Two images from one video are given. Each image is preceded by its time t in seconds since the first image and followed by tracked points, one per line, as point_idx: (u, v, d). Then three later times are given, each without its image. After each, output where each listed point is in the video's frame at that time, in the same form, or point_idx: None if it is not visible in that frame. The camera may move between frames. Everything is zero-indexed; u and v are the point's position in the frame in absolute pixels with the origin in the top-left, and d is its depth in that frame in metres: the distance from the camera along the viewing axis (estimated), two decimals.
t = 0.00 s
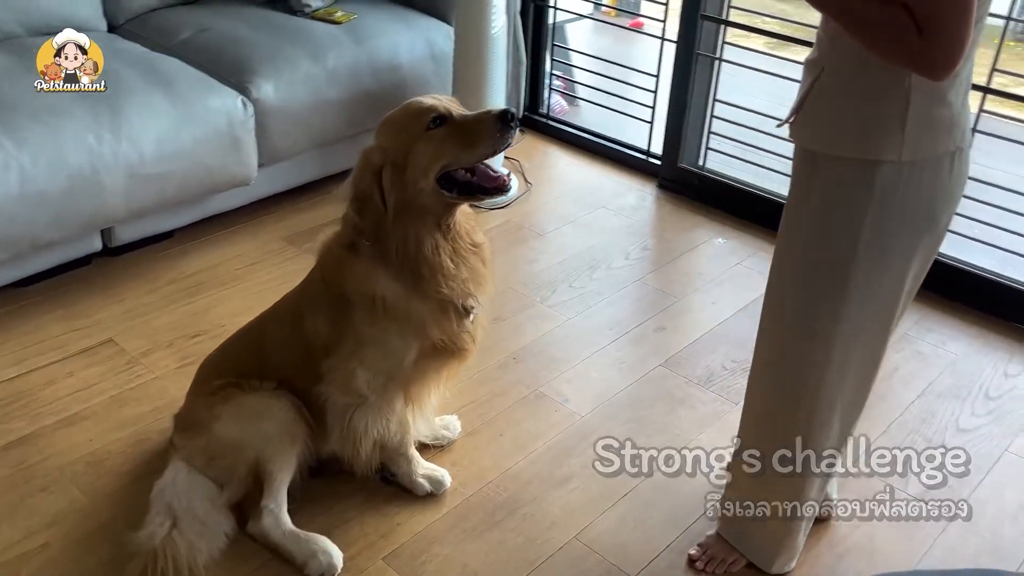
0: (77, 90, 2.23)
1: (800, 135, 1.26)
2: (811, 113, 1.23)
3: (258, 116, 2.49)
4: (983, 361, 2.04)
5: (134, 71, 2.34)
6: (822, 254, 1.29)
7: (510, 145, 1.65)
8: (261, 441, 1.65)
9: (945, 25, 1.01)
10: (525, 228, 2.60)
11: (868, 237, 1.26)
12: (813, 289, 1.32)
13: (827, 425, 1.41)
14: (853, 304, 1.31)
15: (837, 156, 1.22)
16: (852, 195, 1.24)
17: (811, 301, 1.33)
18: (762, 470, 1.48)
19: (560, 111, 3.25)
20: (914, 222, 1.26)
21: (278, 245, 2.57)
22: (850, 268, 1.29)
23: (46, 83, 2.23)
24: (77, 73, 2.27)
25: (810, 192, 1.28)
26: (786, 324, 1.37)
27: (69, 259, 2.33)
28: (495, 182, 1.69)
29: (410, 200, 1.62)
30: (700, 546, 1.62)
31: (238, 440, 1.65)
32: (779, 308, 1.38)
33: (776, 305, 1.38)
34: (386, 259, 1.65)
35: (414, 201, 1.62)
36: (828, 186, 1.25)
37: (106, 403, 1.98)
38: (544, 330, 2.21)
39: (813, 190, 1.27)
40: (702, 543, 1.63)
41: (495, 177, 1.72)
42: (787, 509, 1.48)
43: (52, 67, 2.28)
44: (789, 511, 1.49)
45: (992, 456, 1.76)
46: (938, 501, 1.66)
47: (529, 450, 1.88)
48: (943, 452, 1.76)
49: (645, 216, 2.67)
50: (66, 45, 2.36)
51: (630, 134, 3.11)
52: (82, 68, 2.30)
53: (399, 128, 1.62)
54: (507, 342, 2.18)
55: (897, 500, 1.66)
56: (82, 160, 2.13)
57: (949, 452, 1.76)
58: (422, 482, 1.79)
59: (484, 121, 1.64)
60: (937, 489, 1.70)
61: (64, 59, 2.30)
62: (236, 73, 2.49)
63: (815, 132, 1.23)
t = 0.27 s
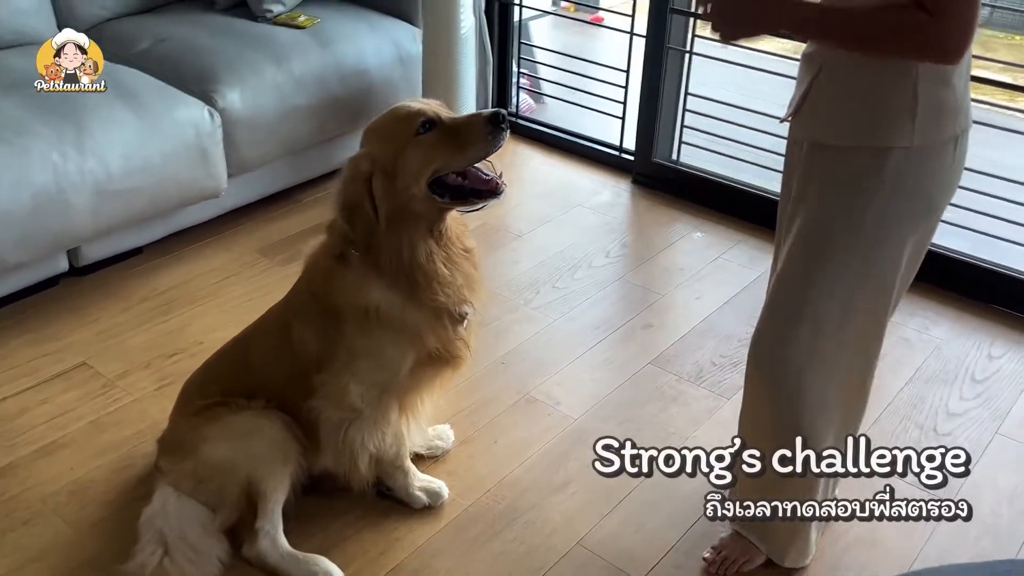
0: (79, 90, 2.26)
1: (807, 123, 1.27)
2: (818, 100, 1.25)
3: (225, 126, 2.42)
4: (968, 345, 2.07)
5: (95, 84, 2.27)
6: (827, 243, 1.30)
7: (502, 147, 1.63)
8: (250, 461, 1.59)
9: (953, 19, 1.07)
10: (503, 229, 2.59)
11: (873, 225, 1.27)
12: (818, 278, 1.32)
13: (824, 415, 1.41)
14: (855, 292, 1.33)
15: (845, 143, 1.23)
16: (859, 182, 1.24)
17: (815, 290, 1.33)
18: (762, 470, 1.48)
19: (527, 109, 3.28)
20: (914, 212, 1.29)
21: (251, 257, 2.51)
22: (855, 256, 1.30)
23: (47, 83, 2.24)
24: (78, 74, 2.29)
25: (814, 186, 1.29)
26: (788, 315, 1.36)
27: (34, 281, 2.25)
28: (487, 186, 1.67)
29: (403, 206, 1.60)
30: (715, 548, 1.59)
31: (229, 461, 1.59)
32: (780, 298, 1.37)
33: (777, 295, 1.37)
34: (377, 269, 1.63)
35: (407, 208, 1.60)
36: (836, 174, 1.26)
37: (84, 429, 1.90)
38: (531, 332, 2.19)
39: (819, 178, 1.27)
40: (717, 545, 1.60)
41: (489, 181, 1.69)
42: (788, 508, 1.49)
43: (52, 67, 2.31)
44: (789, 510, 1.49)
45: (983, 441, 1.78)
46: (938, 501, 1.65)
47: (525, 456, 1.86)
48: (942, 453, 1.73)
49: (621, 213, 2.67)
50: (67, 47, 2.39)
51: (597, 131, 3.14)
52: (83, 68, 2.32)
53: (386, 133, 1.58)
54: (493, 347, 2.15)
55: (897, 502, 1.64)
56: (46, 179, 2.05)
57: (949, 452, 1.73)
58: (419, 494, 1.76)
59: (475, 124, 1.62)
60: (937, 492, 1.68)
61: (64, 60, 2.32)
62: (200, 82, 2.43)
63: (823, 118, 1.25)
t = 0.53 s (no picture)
0: (80, 89, 2.27)
1: (772, 104, 1.25)
2: (782, 78, 1.22)
3: (189, 128, 2.38)
4: (943, 316, 2.15)
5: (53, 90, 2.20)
6: (808, 224, 1.28)
7: (492, 142, 1.66)
8: (241, 464, 1.54)
9: None
10: (476, 221, 2.61)
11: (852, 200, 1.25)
12: (803, 260, 1.30)
13: (836, 398, 1.39)
14: (845, 268, 1.30)
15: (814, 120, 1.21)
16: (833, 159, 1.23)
17: (802, 273, 1.31)
18: (762, 469, 1.49)
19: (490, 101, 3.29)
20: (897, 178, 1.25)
21: (221, 261, 2.47)
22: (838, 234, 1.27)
23: (47, 83, 2.25)
24: (79, 73, 2.32)
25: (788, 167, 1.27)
26: (779, 301, 1.35)
27: None
28: (477, 181, 1.68)
29: (393, 203, 1.60)
30: (733, 550, 1.58)
31: (220, 467, 1.54)
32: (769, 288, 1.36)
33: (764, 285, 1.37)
34: (366, 265, 1.62)
35: (398, 203, 1.60)
36: (808, 154, 1.24)
37: (64, 443, 1.85)
38: (514, 322, 2.20)
39: (792, 160, 1.26)
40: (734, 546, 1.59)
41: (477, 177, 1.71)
42: (787, 509, 1.49)
43: (53, 67, 2.33)
44: (790, 510, 1.49)
45: (965, 409, 1.84)
46: (937, 501, 1.64)
47: (517, 448, 1.86)
48: (942, 453, 1.71)
49: (593, 202, 2.70)
50: (61, 50, 2.40)
51: (560, 116, 3.17)
52: (82, 68, 2.36)
53: (375, 126, 1.58)
54: (477, 339, 2.15)
55: (898, 502, 1.63)
56: (9, 188, 1.99)
57: (948, 452, 1.71)
58: (415, 491, 1.74)
59: (465, 118, 1.63)
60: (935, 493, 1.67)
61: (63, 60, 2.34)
62: (161, 84, 2.37)
63: (789, 96, 1.22)
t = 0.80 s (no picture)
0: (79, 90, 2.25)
1: (754, 91, 1.26)
2: (766, 63, 1.24)
3: (155, 125, 2.33)
4: (915, 292, 2.22)
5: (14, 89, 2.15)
6: (792, 212, 1.29)
7: (473, 131, 1.65)
8: (224, 464, 1.51)
9: None
10: (451, 211, 2.63)
11: (836, 184, 1.26)
12: (789, 247, 1.32)
13: (827, 381, 1.40)
14: (831, 252, 1.31)
15: (797, 106, 1.22)
16: (816, 146, 1.24)
17: (788, 260, 1.32)
18: (762, 469, 1.49)
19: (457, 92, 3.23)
20: (879, 161, 1.27)
21: (192, 259, 2.43)
22: (822, 218, 1.28)
23: (46, 83, 2.22)
24: (78, 74, 2.29)
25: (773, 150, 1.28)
26: (765, 290, 1.36)
27: None
28: (458, 170, 1.67)
29: (375, 191, 1.57)
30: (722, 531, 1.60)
31: (201, 469, 1.51)
32: (754, 278, 1.37)
33: (748, 274, 1.38)
34: (346, 256, 1.60)
35: (377, 194, 1.58)
36: (791, 141, 1.25)
37: (41, 449, 1.81)
38: (495, 311, 2.21)
39: (775, 147, 1.27)
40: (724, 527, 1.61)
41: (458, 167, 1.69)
42: (787, 509, 1.52)
43: (53, 67, 2.30)
44: (790, 510, 1.52)
45: (942, 381, 1.91)
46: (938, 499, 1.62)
47: (504, 437, 1.86)
48: (942, 453, 1.68)
49: (567, 189, 2.73)
50: (64, 47, 2.37)
51: (527, 104, 3.16)
52: (82, 68, 2.32)
53: (356, 117, 1.56)
54: (458, 331, 2.15)
55: (899, 501, 1.61)
56: None
57: (948, 452, 1.68)
58: (402, 484, 1.73)
59: (446, 107, 1.62)
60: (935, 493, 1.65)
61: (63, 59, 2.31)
62: (124, 81, 2.32)
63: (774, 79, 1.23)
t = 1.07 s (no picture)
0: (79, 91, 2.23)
1: (747, 83, 1.27)
2: (761, 54, 1.24)
3: (133, 123, 2.30)
4: (902, 280, 2.24)
5: None
6: (786, 203, 1.29)
7: (456, 122, 1.62)
8: (210, 465, 1.49)
9: None
10: (434, 206, 2.62)
11: (829, 175, 1.26)
12: (784, 238, 1.32)
13: (823, 371, 1.40)
14: (826, 243, 1.31)
15: (791, 98, 1.23)
16: (810, 137, 1.24)
17: (783, 251, 1.33)
18: (762, 469, 1.50)
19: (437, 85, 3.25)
20: (873, 150, 1.27)
21: (173, 258, 2.40)
22: (817, 209, 1.29)
23: (47, 83, 2.19)
24: (78, 74, 2.25)
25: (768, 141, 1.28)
26: (760, 282, 1.37)
27: None
28: (441, 161, 1.65)
29: (357, 186, 1.56)
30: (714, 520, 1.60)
31: (185, 470, 1.48)
32: (749, 270, 1.37)
33: (743, 267, 1.38)
34: (331, 252, 1.58)
35: (361, 188, 1.56)
36: (785, 132, 1.25)
37: (23, 453, 1.78)
38: (481, 305, 2.20)
39: (769, 139, 1.27)
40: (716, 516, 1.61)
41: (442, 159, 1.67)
42: (788, 509, 1.53)
43: (53, 67, 2.25)
44: (790, 510, 1.54)
45: (930, 367, 1.93)
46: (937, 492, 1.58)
47: (494, 431, 1.85)
48: (942, 453, 1.65)
49: (550, 182, 2.74)
50: (64, 44, 2.32)
51: (509, 98, 3.16)
52: (82, 68, 2.27)
53: (337, 110, 1.54)
54: (446, 326, 2.14)
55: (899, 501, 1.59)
56: None
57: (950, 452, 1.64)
58: (391, 480, 1.71)
59: (428, 98, 1.60)
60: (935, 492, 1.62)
61: (63, 58, 2.26)
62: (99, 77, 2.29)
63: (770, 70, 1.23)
